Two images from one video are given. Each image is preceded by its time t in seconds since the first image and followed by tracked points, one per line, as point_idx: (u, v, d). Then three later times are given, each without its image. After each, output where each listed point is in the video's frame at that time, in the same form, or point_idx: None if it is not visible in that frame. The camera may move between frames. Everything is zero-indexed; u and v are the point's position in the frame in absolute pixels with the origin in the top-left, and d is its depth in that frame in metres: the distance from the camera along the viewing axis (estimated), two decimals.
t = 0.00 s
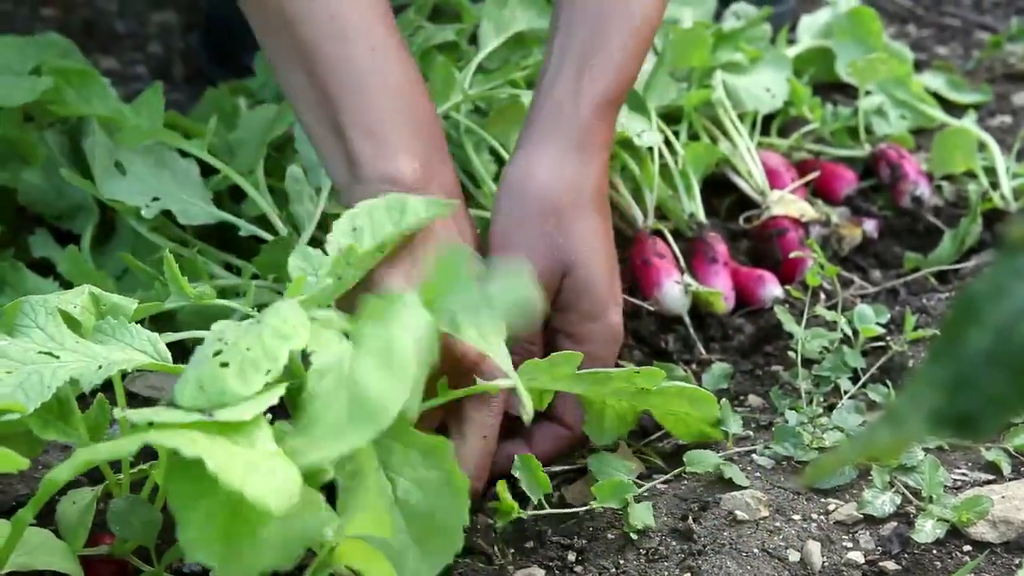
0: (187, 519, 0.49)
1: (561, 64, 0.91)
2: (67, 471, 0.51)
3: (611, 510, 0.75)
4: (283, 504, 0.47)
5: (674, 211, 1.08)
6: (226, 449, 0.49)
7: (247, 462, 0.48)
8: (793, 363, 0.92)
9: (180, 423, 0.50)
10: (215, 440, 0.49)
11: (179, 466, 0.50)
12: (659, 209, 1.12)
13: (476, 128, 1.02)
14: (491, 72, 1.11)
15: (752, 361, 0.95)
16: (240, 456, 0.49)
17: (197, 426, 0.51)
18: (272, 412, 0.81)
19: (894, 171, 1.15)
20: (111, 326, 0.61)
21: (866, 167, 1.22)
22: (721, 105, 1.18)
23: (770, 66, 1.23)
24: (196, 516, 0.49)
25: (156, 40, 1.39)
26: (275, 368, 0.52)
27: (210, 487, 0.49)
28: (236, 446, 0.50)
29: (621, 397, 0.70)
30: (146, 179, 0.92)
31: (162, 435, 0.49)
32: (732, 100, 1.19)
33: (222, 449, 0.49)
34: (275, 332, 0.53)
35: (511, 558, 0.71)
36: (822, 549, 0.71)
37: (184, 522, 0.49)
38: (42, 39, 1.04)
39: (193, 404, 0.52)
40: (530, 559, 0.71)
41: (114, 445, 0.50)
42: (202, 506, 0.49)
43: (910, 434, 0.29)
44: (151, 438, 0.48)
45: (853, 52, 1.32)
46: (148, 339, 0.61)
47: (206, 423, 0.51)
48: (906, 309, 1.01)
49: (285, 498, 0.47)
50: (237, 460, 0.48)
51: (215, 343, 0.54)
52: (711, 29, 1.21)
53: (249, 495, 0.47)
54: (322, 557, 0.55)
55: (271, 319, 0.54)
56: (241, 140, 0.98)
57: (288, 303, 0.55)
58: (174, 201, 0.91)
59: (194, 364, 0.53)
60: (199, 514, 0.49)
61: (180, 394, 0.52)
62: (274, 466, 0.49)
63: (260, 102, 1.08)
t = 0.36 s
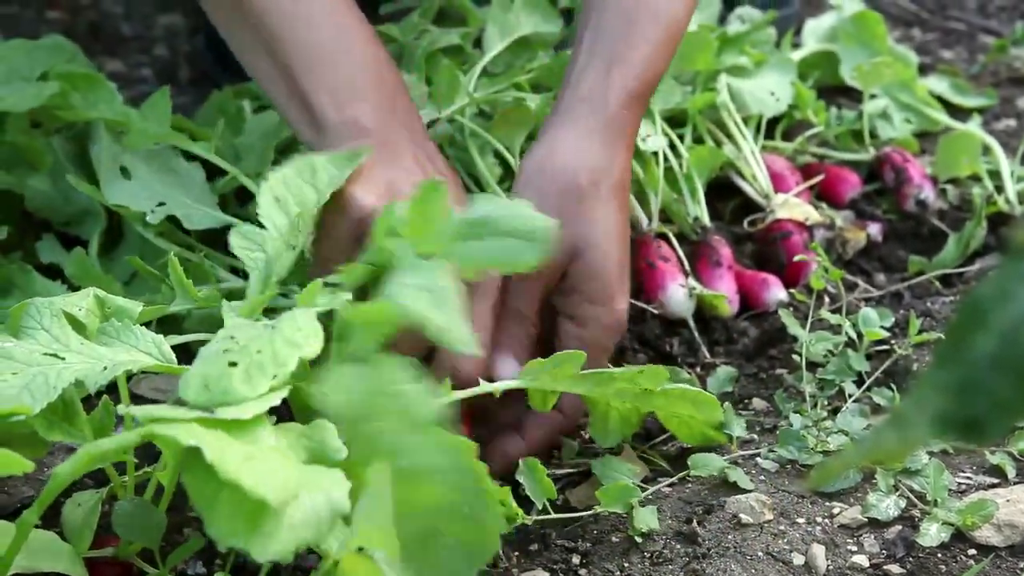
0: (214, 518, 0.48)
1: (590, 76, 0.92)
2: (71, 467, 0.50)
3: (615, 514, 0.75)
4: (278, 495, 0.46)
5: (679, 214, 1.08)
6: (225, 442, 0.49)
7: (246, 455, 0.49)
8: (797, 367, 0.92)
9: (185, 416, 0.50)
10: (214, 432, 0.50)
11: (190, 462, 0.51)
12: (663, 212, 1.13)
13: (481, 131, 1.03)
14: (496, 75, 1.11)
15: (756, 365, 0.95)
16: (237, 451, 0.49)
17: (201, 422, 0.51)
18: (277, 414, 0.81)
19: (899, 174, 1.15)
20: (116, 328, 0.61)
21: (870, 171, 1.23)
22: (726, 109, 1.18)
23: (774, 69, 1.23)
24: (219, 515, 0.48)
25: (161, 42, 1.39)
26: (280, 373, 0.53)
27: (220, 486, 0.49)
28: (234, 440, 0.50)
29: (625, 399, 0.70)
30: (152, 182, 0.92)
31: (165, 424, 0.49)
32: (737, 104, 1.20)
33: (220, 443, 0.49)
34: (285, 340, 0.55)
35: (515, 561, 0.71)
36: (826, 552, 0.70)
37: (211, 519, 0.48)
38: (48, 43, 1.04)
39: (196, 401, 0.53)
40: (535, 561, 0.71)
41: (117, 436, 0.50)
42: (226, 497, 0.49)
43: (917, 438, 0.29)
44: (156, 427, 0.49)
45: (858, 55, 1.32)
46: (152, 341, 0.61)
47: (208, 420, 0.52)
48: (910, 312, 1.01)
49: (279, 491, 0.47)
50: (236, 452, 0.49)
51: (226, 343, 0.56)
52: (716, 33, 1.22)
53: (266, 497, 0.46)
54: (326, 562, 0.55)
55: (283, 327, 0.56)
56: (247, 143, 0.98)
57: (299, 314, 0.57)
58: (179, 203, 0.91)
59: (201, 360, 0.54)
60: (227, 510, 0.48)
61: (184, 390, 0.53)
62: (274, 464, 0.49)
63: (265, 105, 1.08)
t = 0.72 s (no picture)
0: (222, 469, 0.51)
1: None
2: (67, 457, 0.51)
3: (615, 514, 0.75)
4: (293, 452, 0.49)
5: (680, 214, 1.08)
6: (227, 403, 0.50)
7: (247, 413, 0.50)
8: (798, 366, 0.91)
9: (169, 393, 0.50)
10: (194, 399, 0.50)
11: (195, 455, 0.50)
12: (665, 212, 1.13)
13: (483, 131, 1.03)
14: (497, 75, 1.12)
15: (757, 364, 0.95)
16: (239, 408, 0.50)
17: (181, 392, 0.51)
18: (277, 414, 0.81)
19: (900, 174, 1.15)
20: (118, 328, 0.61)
21: (872, 171, 1.23)
22: (727, 109, 1.18)
23: (775, 70, 1.23)
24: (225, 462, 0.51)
25: (165, 43, 1.39)
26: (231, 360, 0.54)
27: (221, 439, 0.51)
28: (228, 402, 0.50)
29: (627, 399, 0.70)
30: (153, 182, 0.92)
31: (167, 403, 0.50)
32: (738, 104, 1.20)
33: (222, 403, 0.50)
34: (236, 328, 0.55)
35: (516, 559, 0.71)
36: (827, 552, 0.71)
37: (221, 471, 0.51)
38: (50, 44, 1.04)
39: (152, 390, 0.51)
40: (535, 561, 0.72)
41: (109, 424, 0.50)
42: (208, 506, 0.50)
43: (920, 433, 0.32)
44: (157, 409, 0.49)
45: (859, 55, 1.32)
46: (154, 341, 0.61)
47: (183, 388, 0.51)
48: (911, 312, 1.01)
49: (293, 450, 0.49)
50: (239, 410, 0.50)
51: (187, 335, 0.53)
52: (718, 34, 1.22)
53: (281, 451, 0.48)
54: (325, 561, 0.55)
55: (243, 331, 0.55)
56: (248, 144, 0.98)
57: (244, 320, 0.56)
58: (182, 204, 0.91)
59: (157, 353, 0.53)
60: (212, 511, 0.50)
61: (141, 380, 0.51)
62: (277, 422, 0.50)
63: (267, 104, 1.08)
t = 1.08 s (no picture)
0: (175, 494, 0.52)
1: None
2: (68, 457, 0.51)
3: (615, 514, 0.75)
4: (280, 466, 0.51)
5: (680, 214, 1.08)
6: (223, 415, 0.51)
7: (245, 428, 0.51)
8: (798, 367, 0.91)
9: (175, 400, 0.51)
10: (211, 411, 0.51)
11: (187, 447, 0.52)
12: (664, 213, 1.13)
13: (483, 131, 1.03)
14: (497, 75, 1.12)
15: (757, 365, 0.95)
16: (237, 423, 0.51)
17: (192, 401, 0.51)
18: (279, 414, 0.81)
19: (900, 174, 1.15)
20: (119, 327, 0.61)
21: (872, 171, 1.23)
22: (727, 109, 1.18)
23: (774, 69, 1.23)
24: (181, 490, 0.52)
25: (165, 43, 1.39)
26: (242, 360, 0.53)
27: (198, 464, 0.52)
28: (231, 416, 0.51)
29: (627, 399, 0.70)
30: (153, 182, 0.92)
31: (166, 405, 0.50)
32: (738, 104, 1.20)
33: (220, 415, 0.51)
34: (251, 325, 0.54)
35: (516, 559, 0.71)
36: (827, 552, 0.71)
37: (174, 495, 0.52)
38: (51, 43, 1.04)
39: (161, 388, 0.52)
40: (535, 561, 0.72)
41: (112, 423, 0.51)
42: (186, 490, 0.51)
43: (920, 431, 0.32)
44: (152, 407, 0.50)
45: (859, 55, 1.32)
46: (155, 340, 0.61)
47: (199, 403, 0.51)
48: (911, 312, 1.00)
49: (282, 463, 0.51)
50: (236, 424, 0.51)
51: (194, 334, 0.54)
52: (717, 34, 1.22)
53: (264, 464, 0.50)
54: (325, 563, 0.55)
55: (250, 310, 0.55)
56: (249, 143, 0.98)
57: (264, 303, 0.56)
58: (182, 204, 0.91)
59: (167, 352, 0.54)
60: (187, 498, 0.51)
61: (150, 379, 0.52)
62: (267, 436, 0.51)
63: (267, 104, 1.08)
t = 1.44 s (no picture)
0: (170, 507, 0.49)
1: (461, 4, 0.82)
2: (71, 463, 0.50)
3: (615, 514, 0.75)
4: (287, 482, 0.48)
5: (680, 214, 1.08)
6: (227, 428, 0.49)
7: (249, 440, 0.49)
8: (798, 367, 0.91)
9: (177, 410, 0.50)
10: (213, 420, 0.50)
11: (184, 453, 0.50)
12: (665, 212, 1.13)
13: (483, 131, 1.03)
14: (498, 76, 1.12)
15: (757, 364, 0.95)
16: (240, 434, 0.49)
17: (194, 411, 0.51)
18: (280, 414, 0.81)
19: (900, 174, 1.15)
20: (119, 327, 0.61)
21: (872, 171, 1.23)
22: (727, 109, 1.18)
23: (774, 69, 1.23)
24: (180, 501, 0.49)
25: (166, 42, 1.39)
26: (243, 362, 0.52)
27: (197, 471, 0.50)
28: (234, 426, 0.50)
29: (627, 399, 0.70)
30: (153, 184, 0.92)
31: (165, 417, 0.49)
32: (738, 105, 1.20)
33: (222, 426, 0.49)
34: (250, 327, 0.54)
35: (516, 559, 0.71)
36: (827, 552, 0.71)
37: (169, 509, 0.49)
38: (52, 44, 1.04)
39: (163, 396, 0.52)
40: (535, 560, 0.71)
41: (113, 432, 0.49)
42: (186, 495, 0.49)
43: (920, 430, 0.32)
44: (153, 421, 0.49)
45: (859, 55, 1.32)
46: (155, 341, 0.61)
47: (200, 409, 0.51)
48: (911, 312, 1.00)
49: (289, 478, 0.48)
50: (239, 436, 0.49)
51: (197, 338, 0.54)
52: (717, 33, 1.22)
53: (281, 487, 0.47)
54: (324, 563, 0.55)
55: (250, 312, 0.55)
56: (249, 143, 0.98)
57: (264, 305, 0.56)
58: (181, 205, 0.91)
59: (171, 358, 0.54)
60: (182, 505, 0.49)
61: (152, 387, 0.52)
62: (274, 447, 0.49)
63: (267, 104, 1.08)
